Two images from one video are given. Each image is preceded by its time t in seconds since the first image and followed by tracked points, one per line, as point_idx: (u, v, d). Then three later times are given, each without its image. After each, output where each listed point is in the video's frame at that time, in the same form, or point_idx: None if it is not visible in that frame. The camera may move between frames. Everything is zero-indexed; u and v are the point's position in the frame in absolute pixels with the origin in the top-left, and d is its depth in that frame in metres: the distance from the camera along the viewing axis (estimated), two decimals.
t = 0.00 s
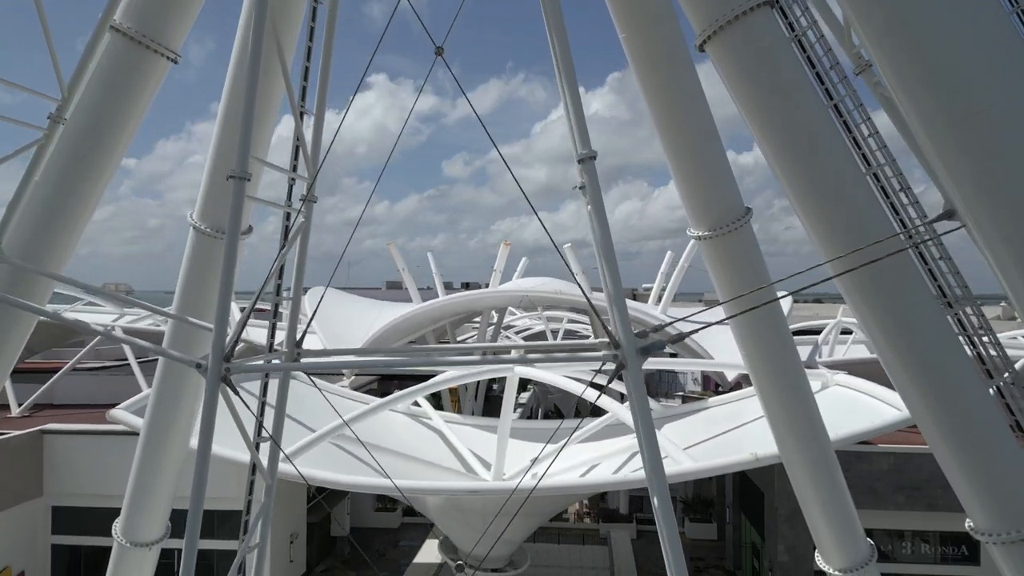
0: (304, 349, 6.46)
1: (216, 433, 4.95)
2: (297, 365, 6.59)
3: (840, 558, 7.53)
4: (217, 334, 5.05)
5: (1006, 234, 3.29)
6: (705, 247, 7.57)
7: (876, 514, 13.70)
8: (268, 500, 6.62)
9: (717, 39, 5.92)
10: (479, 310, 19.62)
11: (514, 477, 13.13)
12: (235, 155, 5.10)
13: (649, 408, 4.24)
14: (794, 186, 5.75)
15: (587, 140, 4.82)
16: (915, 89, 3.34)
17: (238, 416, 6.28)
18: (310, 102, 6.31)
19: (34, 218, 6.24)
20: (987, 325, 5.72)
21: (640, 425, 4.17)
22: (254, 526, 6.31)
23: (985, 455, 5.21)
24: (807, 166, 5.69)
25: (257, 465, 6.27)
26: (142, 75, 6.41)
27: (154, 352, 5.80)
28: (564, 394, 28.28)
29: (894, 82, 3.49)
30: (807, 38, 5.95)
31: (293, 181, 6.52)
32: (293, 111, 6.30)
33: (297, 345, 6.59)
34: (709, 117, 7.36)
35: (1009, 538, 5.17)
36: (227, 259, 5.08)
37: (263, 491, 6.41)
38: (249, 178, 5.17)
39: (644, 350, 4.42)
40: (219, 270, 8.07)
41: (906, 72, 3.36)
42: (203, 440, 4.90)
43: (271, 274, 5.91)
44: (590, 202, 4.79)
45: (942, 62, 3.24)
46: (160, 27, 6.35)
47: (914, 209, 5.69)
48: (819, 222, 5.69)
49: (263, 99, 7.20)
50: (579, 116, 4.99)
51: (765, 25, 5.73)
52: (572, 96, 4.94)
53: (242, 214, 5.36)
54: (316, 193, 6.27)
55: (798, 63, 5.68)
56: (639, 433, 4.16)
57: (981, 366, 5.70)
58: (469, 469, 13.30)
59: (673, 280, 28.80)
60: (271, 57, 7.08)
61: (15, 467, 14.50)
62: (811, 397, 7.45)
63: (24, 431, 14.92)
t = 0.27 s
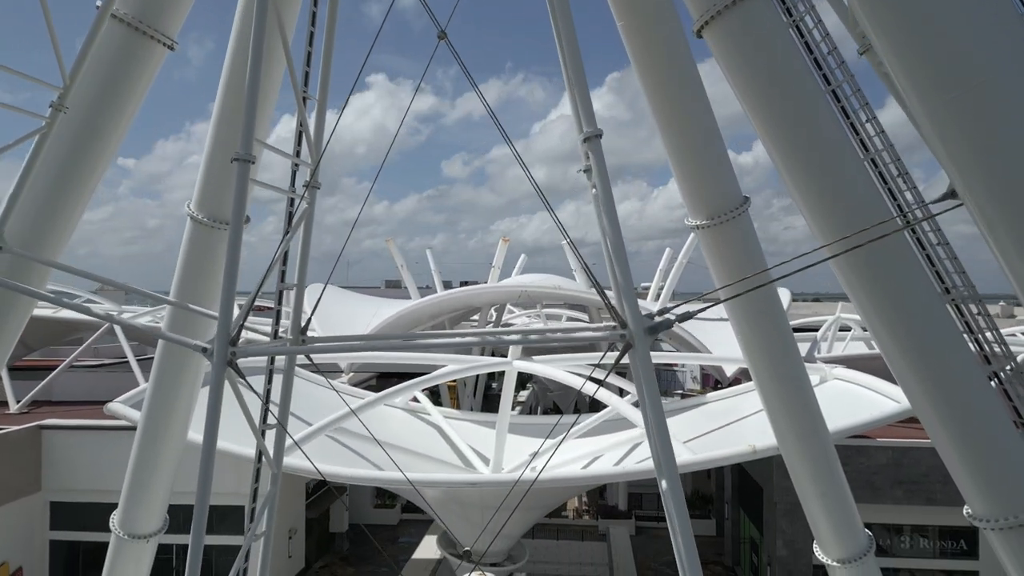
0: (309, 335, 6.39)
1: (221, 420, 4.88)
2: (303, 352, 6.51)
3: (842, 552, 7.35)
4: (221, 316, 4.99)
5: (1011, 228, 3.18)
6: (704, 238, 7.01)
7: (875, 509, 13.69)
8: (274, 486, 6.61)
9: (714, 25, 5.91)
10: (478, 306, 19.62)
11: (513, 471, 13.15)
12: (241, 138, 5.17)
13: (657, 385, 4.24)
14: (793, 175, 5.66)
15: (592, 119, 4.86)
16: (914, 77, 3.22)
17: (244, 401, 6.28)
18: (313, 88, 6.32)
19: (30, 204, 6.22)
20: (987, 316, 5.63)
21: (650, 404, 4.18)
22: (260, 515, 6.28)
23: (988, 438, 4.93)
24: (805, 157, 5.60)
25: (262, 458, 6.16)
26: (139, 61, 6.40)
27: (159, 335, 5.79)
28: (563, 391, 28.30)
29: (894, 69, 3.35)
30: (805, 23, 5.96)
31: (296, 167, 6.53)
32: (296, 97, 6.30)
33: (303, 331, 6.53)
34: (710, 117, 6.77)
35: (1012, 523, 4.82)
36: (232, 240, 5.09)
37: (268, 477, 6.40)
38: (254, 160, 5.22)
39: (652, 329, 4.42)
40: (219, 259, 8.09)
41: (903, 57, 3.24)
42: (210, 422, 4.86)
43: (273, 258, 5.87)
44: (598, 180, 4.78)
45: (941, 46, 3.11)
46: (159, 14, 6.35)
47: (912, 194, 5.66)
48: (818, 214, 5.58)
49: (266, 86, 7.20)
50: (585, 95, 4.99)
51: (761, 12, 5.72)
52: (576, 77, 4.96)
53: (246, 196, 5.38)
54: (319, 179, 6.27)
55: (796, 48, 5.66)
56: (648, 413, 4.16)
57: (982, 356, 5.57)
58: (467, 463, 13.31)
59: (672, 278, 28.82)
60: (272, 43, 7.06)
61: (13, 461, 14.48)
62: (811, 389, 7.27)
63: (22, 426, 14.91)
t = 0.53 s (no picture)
0: (314, 332, 6.34)
1: (227, 417, 4.87)
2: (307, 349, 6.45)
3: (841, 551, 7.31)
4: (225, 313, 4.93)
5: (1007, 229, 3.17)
6: (702, 235, 6.97)
7: (873, 507, 13.69)
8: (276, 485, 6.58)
9: (711, 21, 5.86)
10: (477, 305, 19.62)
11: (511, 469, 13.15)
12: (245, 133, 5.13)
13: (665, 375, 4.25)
14: (794, 176, 5.60)
15: (598, 112, 4.84)
16: (914, 75, 3.21)
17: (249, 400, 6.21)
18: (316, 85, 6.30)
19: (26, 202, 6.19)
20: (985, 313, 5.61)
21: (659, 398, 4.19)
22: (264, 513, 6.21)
23: (987, 433, 4.92)
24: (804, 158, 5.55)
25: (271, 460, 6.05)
26: (136, 58, 6.38)
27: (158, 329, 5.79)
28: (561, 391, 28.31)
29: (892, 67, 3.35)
30: (802, 18, 5.92)
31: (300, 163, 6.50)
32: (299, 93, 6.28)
33: (307, 329, 6.48)
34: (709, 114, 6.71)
35: (1012, 521, 4.79)
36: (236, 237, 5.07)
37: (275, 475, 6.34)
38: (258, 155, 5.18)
39: (660, 322, 4.43)
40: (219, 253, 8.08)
41: (903, 55, 3.23)
42: (216, 419, 4.85)
43: (277, 257, 5.82)
44: (605, 174, 4.76)
45: (941, 43, 3.10)
46: (155, 11, 6.33)
47: (909, 190, 5.62)
48: (818, 215, 5.53)
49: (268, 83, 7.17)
50: (590, 90, 4.98)
51: (759, 8, 5.65)
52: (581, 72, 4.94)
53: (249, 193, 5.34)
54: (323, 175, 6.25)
55: (793, 44, 5.63)
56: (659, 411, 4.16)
57: (981, 353, 5.55)
58: (466, 462, 13.31)
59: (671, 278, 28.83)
60: (275, 36, 7.01)
61: (11, 461, 14.45)
62: (809, 386, 7.23)
63: (19, 426, 14.88)
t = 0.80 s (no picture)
0: (319, 331, 6.32)
1: (232, 415, 4.85)
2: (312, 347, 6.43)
3: (840, 549, 7.27)
4: (232, 312, 4.89)
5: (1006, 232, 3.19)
6: (699, 235, 6.97)
7: (871, 506, 13.70)
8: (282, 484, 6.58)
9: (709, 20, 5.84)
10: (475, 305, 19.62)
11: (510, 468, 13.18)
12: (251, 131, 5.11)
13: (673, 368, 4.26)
14: (795, 177, 5.59)
15: (603, 107, 4.83)
16: (914, 76, 3.21)
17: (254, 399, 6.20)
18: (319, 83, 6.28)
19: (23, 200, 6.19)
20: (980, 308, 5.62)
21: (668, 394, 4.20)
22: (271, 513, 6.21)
23: (984, 429, 4.92)
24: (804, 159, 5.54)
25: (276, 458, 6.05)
26: (133, 56, 6.38)
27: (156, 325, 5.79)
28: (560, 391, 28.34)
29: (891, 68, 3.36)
30: (800, 17, 5.94)
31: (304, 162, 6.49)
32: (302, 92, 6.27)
33: (312, 327, 6.45)
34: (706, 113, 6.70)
35: (1008, 517, 4.79)
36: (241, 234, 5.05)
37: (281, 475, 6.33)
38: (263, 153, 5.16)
39: (667, 316, 4.44)
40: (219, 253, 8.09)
41: (901, 55, 3.24)
42: (223, 417, 4.85)
43: (282, 257, 5.80)
44: (609, 171, 4.76)
45: (941, 43, 3.10)
46: (154, 9, 6.33)
47: (905, 188, 5.61)
48: (819, 216, 5.52)
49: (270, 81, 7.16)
50: (595, 88, 4.98)
51: (757, 7, 5.63)
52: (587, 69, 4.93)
53: (255, 191, 5.30)
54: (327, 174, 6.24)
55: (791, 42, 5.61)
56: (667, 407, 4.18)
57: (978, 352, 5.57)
58: (465, 461, 13.32)
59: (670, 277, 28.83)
60: (277, 35, 6.99)
61: (9, 461, 14.43)
62: (807, 384, 7.21)
63: (18, 425, 14.88)
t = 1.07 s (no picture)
0: (321, 317, 6.40)
1: (241, 399, 4.82)
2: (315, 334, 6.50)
3: (837, 537, 7.25)
4: (238, 295, 4.87)
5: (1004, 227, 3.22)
6: (697, 225, 6.90)
7: (870, 500, 13.71)
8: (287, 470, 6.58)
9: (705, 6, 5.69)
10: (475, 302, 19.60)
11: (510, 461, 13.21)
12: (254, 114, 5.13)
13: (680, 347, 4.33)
14: (793, 171, 5.47)
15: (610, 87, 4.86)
16: (919, 74, 3.21)
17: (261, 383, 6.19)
18: (322, 70, 6.29)
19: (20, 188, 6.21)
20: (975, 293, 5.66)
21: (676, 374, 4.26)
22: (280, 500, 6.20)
23: (981, 416, 4.91)
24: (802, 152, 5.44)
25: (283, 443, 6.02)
26: (131, 45, 6.40)
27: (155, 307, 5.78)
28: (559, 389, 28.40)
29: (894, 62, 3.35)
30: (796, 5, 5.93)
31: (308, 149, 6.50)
32: (306, 78, 6.27)
33: (315, 313, 6.54)
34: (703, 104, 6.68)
35: (1005, 502, 4.81)
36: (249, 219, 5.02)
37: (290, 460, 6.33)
38: (266, 138, 5.22)
39: (675, 295, 4.49)
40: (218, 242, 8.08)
41: (903, 53, 3.24)
42: (230, 399, 4.84)
43: (286, 244, 5.79)
44: (616, 152, 4.76)
45: (944, 40, 3.11)
46: None
47: (902, 174, 5.63)
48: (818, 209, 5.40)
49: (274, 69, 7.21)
50: (599, 71, 4.99)
51: None
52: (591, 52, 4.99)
53: (261, 176, 5.27)
54: (330, 160, 6.25)
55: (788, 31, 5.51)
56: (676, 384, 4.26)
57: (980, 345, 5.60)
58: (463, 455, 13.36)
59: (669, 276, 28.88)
60: (280, 21, 7.00)
61: (8, 456, 14.45)
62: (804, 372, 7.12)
63: (16, 420, 14.87)
